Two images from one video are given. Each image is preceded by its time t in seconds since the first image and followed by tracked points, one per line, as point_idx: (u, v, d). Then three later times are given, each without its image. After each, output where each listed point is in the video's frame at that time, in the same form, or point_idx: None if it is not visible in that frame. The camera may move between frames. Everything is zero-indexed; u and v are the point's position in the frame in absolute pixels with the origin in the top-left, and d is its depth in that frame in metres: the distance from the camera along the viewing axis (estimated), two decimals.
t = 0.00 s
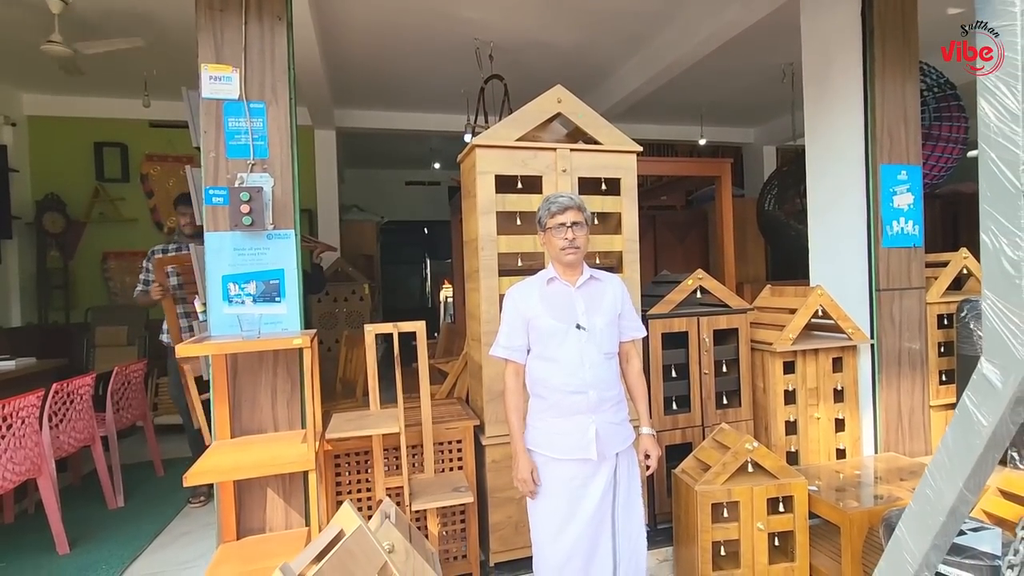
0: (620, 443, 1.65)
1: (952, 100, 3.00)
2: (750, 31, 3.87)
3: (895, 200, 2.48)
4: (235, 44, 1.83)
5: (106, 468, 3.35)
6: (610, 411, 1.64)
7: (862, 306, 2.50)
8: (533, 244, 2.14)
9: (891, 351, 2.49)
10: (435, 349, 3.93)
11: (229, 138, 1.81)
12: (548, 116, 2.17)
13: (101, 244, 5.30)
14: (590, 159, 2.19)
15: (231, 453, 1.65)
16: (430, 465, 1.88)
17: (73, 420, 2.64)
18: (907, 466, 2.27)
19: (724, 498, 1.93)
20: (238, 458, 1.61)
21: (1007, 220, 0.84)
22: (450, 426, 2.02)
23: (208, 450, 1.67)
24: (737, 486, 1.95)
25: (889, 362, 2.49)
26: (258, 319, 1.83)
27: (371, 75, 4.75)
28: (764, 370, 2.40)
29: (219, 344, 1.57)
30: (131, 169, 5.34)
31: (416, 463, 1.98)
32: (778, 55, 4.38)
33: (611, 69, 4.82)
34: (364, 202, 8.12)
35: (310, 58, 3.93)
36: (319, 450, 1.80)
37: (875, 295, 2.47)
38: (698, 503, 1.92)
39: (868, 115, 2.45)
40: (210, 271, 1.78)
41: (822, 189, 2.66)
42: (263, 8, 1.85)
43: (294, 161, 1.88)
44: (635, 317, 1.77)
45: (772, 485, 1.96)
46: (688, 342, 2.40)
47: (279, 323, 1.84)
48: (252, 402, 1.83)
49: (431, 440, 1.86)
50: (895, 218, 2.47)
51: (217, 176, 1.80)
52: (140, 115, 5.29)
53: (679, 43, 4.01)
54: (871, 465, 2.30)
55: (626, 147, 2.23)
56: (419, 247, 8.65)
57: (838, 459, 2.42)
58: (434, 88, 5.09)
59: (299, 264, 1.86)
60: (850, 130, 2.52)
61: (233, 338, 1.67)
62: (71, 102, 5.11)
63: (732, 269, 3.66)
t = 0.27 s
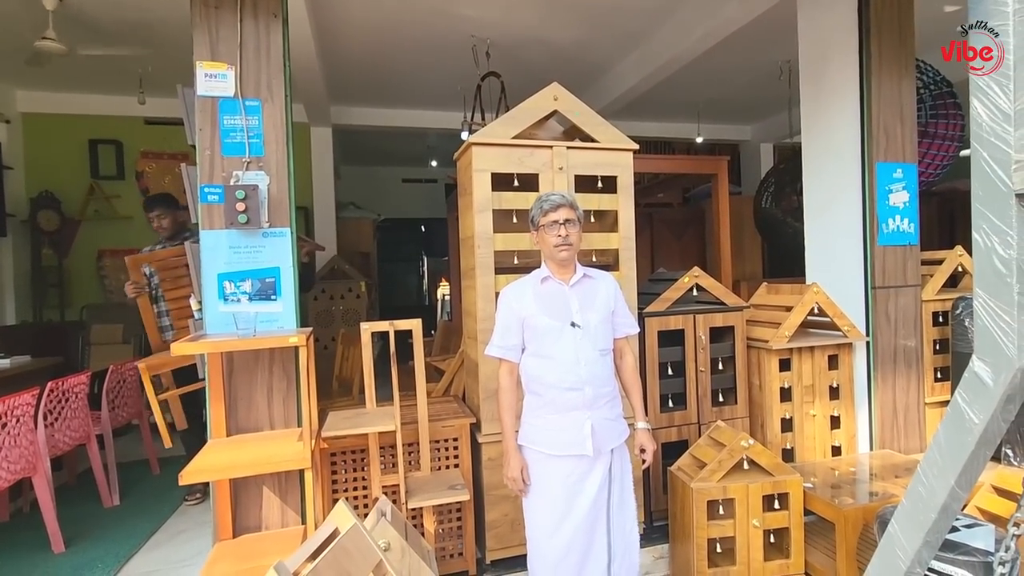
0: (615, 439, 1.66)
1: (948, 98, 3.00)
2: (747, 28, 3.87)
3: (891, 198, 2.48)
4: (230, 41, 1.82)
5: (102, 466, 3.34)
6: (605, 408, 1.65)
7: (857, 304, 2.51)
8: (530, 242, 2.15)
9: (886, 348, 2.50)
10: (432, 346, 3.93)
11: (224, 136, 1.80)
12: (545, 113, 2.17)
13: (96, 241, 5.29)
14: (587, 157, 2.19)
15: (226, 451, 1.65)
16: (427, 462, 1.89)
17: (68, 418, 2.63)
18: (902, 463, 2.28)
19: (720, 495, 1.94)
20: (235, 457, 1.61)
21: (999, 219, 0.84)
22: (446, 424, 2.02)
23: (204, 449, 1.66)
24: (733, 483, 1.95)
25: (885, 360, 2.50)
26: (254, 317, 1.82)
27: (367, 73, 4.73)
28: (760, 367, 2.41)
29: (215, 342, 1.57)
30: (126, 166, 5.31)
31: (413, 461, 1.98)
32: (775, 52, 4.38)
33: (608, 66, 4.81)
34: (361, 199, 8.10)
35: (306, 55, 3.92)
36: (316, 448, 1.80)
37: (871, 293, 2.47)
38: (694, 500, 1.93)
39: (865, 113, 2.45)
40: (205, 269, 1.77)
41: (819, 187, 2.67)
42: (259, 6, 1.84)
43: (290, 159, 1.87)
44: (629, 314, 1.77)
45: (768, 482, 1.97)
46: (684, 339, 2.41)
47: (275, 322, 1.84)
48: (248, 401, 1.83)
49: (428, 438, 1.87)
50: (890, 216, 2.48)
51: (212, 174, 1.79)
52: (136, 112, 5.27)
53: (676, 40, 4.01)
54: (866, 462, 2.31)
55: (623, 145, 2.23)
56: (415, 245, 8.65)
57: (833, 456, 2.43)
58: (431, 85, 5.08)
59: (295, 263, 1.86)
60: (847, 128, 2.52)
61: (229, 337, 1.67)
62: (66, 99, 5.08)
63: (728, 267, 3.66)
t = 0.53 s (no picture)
0: (606, 435, 1.66)
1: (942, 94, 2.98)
2: (742, 25, 3.86)
3: (885, 195, 2.48)
4: (220, 36, 1.80)
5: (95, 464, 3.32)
6: (597, 404, 1.64)
7: (851, 301, 2.51)
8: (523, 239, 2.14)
9: (880, 345, 2.51)
10: (427, 343, 3.93)
11: (214, 132, 1.79)
12: (539, 109, 2.16)
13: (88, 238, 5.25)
14: (581, 153, 2.18)
15: (215, 450, 1.64)
16: (420, 460, 1.88)
17: (58, 417, 2.61)
18: (895, 459, 2.29)
19: (713, 492, 1.94)
20: (224, 455, 1.59)
21: (990, 214, 0.84)
22: (439, 422, 2.02)
23: (193, 448, 1.65)
24: (727, 480, 1.95)
25: (878, 357, 2.51)
26: (245, 314, 1.81)
27: (361, 68, 4.70)
28: (754, 364, 2.41)
29: (205, 340, 1.55)
30: (119, 163, 5.28)
31: (406, 459, 1.97)
32: (770, 49, 4.38)
33: (602, 63, 4.80)
34: (356, 196, 8.08)
35: (298, 51, 3.89)
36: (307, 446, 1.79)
37: (865, 290, 2.47)
38: (688, 497, 1.93)
39: (859, 110, 2.45)
40: (195, 266, 1.76)
41: (813, 184, 2.67)
42: None
43: (281, 155, 1.86)
44: (621, 310, 1.77)
45: (761, 479, 1.97)
46: (678, 336, 2.40)
47: (266, 319, 1.83)
48: (239, 399, 1.82)
49: (420, 436, 1.86)
50: (884, 213, 2.48)
51: (202, 170, 1.78)
52: (128, 108, 5.23)
53: (670, 36, 4.00)
54: (859, 459, 2.31)
55: (617, 141, 2.22)
56: (411, 242, 8.63)
57: (826, 452, 2.43)
58: (425, 81, 5.05)
59: (286, 260, 1.84)
60: (841, 125, 2.52)
61: (219, 334, 1.65)
62: (56, 95, 5.04)
63: (723, 264, 3.66)
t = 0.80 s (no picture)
0: (606, 434, 1.63)
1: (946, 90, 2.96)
2: (743, 19, 3.83)
3: (889, 191, 2.45)
4: (212, 28, 1.77)
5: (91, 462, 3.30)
6: (596, 402, 1.61)
7: (853, 298, 2.48)
8: (522, 235, 2.11)
9: (883, 342, 2.48)
10: (426, 341, 3.90)
11: (207, 125, 1.76)
12: (537, 103, 2.12)
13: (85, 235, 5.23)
14: (580, 148, 2.15)
15: (207, 448, 1.61)
16: (416, 459, 1.85)
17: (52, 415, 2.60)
18: (898, 458, 2.26)
19: (714, 491, 1.91)
20: (216, 454, 1.57)
21: (1008, 204, 0.81)
22: (437, 420, 1.99)
23: (185, 446, 1.62)
24: (728, 479, 1.92)
25: (881, 354, 2.48)
26: (237, 311, 1.78)
27: (360, 64, 4.66)
28: (755, 362, 2.38)
29: (197, 337, 1.53)
30: (116, 159, 5.25)
31: (402, 458, 1.95)
32: (771, 44, 4.34)
33: (602, 58, 4.76)
34: (356, 193, 8.05)
35: (295, 46, 3.86)
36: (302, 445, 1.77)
37: (868, 287, 2.44)
38: (688, 496, 1.90)
39: (863, 104, 2.42)
40: (188, 262, 1.73)
41: (815, 179, 2.63)
42: None
43: (275, 150, 1.83)
44: (621, 306, 1.74)
45: (763, 478, 1.94)
46: (679, 334, 2.38)
47: (260, 316, 1.80)
48: (233, 396, 1.79)
49: (417, 434, 1.83)
50: (888, 209, 2.45)
51: (194, 165, 1.75)
52: (125, 104, 5.20)
53: (671, 31, 3.96)
54: (862, 457, 2.29)
55: (617, 135, 2.19)
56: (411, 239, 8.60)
57: (828, 451, 2.40)
58: (424, 76, 5.01)
59: (280, 255, 1.81)
60: (844, 120, 2.48)
61: (211, 332, 1.63)
62: (53, 91, 5.01)
63: (724, 261, 3.63)
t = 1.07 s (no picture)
0: (616, 440, 1.57)
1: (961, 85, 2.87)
2: (752, 14, 3.75)
3: (905, 187, 2.38)
4: (207, 21, 1.72)
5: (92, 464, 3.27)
6: (606, 407, 1.56)
7: (868, 298, 2.41)
8: (526, 233, 2.05)
9: (898, 344, 2.40)
10: (430, 341, 3.85)
11: (202, 121, 1.71)
12: (542, 98, 2.07)
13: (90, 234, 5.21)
14: (585, 144, 2.09)
15: (203, 453, 1.57)
16: (417, 464, 1.81)
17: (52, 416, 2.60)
18: (914, 464, 2.19)
19: (725, 498, 1.85)
20: (211, 460, 1.52)
21: None
22: (438, 423, 1.93)
23: (180, 451, 1.58)
24: (739, 485, 1.86)
25: (896, 356, 2.40)
26: (233, 312, 1.74)
27: (363, 61, 4.61)
28: (766, 363, 2.31)
29: (191, 339, 1.48)
30: (120, 159, 5.24)
31: (403, 462, 1.90)
32: (781, 39, 4.26)
33: (608, 55, 4.70)
34: (361, 192, 8.02)
35: (297, 43, 3.81)
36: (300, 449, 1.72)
37: (883, 286, 2.37)
38: (698, 503, 1.84)
39: (878, 98, 2.34)
40: (183, 261, 1.68)
41: (828, 176, 2.56)
42: None
43: (272, 146, 1.78)
44: (630, 308, 1.68)
45: (775, 485, 1.87)
46: (687, 335, 2.31)
47: (257, 317, 1.76)
48: (229, 399, 1.74)
49: (418, 439, 1.78)
50: (904, 206, 2.38)
51: (189, 162, 1.70)
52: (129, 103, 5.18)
53: (678, 26, 3.88)
54: (877, 463, 2.22)
55: (624, 131, 2.12)
56: (417, 238, 8.56)
57: (842, 456, 2.34)
58: (428, 74, 4.96)
59: (277, 255, 1.77)
60: (858, 114, 2.41)
61: (206, 333, 1.58)
62: (56, 90, 4.99)
63: (733, 260, 3.55)
